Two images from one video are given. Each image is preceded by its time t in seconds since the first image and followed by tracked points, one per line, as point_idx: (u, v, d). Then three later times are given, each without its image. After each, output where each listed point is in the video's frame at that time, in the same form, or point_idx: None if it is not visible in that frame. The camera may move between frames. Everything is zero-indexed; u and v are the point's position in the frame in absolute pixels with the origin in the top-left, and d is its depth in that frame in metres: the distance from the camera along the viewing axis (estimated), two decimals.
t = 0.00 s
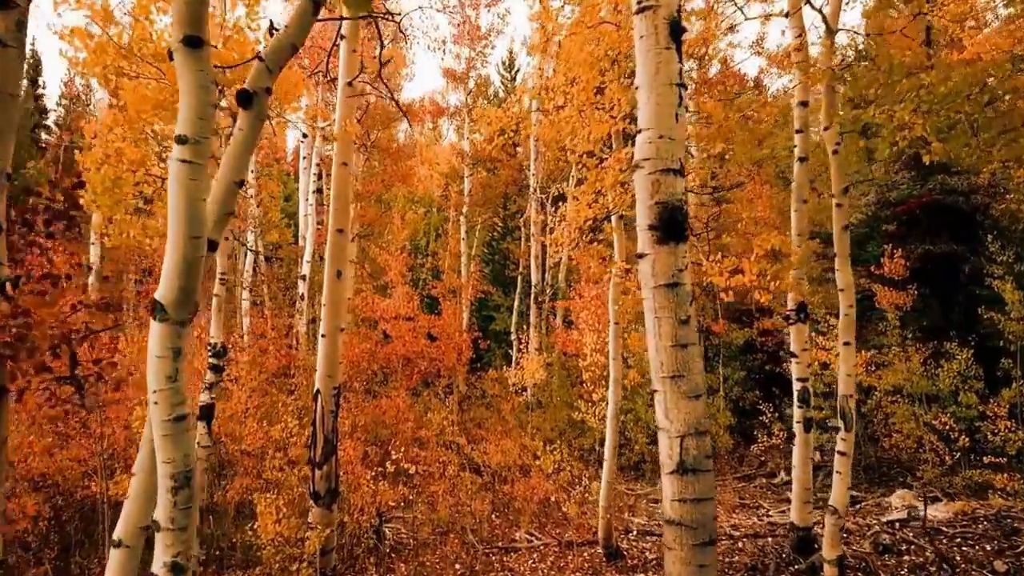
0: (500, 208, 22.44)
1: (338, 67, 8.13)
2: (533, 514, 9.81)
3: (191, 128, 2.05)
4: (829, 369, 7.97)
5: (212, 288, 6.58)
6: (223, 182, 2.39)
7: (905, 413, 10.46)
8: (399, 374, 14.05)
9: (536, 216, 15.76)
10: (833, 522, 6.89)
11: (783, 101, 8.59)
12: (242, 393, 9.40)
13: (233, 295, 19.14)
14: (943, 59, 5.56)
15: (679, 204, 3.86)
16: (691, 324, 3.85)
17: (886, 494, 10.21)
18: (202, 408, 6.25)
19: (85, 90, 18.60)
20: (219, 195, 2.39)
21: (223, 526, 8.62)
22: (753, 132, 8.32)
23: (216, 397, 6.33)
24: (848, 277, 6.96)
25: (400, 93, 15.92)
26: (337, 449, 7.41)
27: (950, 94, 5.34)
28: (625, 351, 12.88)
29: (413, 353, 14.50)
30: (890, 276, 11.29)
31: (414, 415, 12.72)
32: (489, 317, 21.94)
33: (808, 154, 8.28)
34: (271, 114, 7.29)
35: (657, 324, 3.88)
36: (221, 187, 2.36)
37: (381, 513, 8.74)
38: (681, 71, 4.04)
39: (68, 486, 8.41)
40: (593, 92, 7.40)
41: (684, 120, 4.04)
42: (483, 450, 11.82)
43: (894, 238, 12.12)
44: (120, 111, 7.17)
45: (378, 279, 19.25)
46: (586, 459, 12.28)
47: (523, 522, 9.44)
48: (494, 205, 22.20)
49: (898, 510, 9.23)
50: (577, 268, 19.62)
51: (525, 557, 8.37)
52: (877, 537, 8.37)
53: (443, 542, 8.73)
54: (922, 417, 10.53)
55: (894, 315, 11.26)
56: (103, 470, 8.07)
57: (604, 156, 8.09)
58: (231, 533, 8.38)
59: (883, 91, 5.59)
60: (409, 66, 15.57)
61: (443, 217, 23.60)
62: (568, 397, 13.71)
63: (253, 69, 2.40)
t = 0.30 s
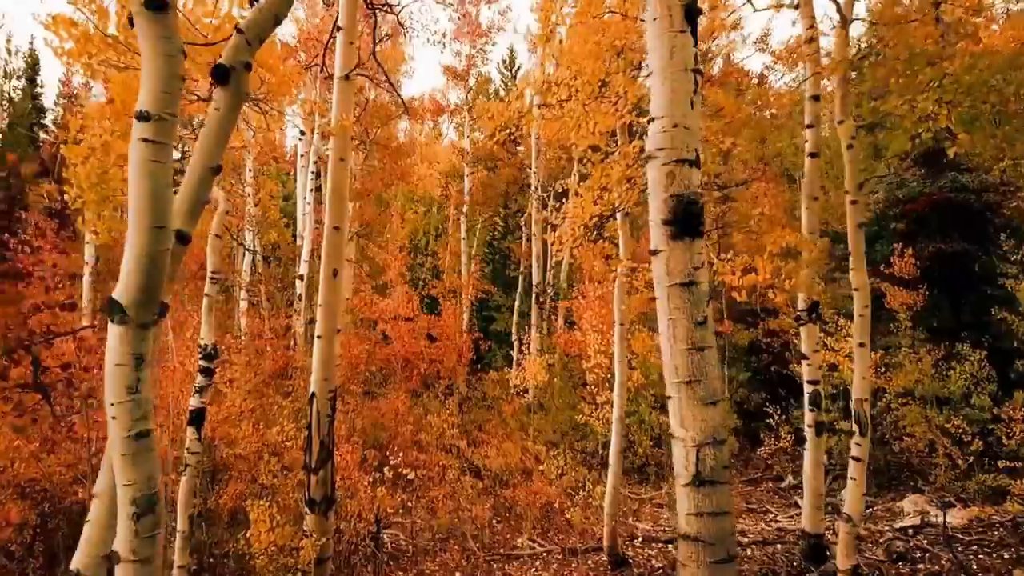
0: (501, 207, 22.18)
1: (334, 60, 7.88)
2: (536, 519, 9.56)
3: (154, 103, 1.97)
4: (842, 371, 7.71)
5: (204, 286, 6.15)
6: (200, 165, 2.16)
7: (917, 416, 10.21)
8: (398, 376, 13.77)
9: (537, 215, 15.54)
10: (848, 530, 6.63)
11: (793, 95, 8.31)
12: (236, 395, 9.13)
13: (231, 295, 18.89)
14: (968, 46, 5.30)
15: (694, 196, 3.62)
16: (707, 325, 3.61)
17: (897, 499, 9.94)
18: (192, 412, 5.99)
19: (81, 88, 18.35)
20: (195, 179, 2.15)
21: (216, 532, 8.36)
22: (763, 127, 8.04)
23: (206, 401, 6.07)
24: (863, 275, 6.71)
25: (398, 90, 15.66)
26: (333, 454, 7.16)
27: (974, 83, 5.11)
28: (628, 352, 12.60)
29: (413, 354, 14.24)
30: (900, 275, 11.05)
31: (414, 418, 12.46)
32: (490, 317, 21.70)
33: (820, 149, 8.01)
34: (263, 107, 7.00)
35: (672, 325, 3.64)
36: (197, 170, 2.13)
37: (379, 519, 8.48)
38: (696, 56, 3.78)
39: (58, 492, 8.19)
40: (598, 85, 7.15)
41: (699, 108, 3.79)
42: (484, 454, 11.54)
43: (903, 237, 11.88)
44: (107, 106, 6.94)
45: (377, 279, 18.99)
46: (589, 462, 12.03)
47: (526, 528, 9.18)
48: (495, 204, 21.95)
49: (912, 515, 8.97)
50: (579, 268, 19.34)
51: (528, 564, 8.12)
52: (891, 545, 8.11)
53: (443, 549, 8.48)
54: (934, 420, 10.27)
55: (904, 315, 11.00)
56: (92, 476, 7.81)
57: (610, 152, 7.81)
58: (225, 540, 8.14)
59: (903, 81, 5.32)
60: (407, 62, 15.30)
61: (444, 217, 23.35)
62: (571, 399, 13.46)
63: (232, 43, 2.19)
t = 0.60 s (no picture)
0: (501, 206, 21.95)
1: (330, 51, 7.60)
2: (538, 525, 9.32)
3: (105, 69, 1.85)
4: (855, 374, 7.45)
5: (194, 285, 5.83)
6: (166, 147, 2.05)
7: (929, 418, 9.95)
8: (397, 377, 13.50)
9: (538, 215, 15.29)
10: (864, 539, 6.37)
11: (803, 88, 8.07)
12: (230, 398, 8.89)
13: (228, 296, 18.62)
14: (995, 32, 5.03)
15: (712, 187, 3.36)
16: (727, 327, 3.36)
17: (910, 504, 9.67)
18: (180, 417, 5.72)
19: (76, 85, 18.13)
20: (162, 162, 2.06)
21: (209, 539, 8.11)
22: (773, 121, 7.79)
23: (195, 404, 5.81)
24: (879, 274, 6.46)
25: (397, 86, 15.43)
26: (329, 460, 6.91)
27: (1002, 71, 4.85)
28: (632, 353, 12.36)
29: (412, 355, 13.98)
30: (911, 274, 10.81)
31: (413, 421, 12.22)
32: (490, 317, 21.45)
33: (832, 144, 7.75)
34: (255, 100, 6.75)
35: (688, 326, 3.39)
36: (162, 152, 2.03)
37: (377, 526, 8.23)
38: (714, 37, 3.53)
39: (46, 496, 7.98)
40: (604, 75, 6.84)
41: (716, 94, 3.54)
42: (485, 457, 11.29)
43: (913, 235, 11.64)
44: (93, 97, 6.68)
45: (377, 279, 18.76)
46: (593, 466, 11.79)
47: (528, 534, 8.94)
48: (495, 204, 21.72)
49: (926, 521, 8.68)
50: (581, 267, 19.08)
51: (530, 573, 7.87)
52: (904, 552, 7.84)
53: (443, 556, 8.23)
54: (946, 423, 10.02)
55: (916, 315, 10.73)
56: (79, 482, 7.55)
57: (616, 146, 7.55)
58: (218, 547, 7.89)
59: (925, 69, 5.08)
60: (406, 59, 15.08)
61: (444, 216, 23.12)
62: (573, 401, 13.21)
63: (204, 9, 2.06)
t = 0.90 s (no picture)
0: (502, 205, 21.70)
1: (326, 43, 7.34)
2: (540, 531, 9.07)
3: (38, 29, 1.68)
4: (870, 376, 7.19)
5: (183, 285, 5.56)
6: (123, 125, 2.01)
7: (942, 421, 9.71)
8: (396, 379, 13.25)
9: (540, 213, 15.02)
10: (881, 549, 6.12)
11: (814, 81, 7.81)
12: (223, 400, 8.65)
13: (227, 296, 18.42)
14: None
15: (732, 177, 3.12)
16: (747, 329, 3.11)
17: (923, 510, 9.41)
18: (167, 422, 5.47)
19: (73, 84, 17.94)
20: (116, 139, 2.01)
21: (203, 546, 7.90)
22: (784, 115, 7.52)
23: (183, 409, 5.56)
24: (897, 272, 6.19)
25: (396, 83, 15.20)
26: (324, 465, 6.66)
27: None
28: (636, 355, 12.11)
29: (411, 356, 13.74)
30: (922, 274, 10.56)
31: (413, 423, 11.97)
32: (491, 317, 21.21)
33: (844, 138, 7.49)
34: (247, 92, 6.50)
35: (706, 328, 3.14)
36: (122, 131, 1.99)
37: (375, 534, 7.97)
38: (735, 16, 3.27)
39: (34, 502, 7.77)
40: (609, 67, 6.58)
41: (736, 78, 3.29)
42: (486, 461, 11.05)
43: (924, 234, 11.39)
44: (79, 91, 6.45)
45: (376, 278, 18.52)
46: (595, 469, 11.54)
47: (530, 541, 8.69)
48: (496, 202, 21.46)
49: (941, 529, 8.42)
50: (583, 267, 18.84)
51: None
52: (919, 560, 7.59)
53: (442, 564, 7.98)
54: (960, 426, 9.76)
55: (928, 315, 10.46)
56: (68, 488, 7.33)
57: (621, 140, 7.30)
58: (211, 555, 7.66)
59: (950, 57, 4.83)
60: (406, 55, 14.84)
61: (444, 215, 22.89)
62: (576, 403, 12.95)
63: None
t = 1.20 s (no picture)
0: (503, 204, 21.45)
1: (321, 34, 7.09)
2: (542, 538, 8.81)
3: None
4: (885, 379, 6.93)
5: (170, 284, 5.31)
6: (63, 91, 1.80)
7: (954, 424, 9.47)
8: (395, 381, 12.99)
9: (541, 211, 14.78)
10: (899, 560, 5.84)
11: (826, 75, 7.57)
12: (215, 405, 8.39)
13: (224, 296, 18.18)
14: None
15: (755, 167, 2.88)
16: (772, 331, 2.85)
17: (936, 516, 9.14)
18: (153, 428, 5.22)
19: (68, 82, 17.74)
20: (55, 106, 1.78)
21: (193, 554, 7.66)
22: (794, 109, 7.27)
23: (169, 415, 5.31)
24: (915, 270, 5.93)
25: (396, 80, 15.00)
26: (318, 472, 6.41)
27: None
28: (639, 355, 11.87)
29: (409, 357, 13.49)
30: (933, 273, 10.31)
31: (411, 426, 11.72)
32: (491, 318, 20.97)
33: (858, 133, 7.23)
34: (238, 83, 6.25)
35: (727, 331, 2.89)
36: (61, 96, 1.77)
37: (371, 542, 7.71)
38: None
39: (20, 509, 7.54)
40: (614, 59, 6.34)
41: (758, 61, 3.05)
42: (487, 464, 10.79)
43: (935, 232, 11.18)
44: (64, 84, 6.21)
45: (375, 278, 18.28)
46: (598, 473, 11.29)
47: (532, 548, 8.44)
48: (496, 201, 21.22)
49: (956, 536, 8.15)
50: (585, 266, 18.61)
51: None
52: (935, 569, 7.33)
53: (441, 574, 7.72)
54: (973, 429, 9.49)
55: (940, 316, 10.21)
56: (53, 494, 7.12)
57: (627, 134, 7.04)
58: (200, 564, 7.37)
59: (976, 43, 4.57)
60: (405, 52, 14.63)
61: (444, 214, 22.66)
62: (578, 405, 12.70)
63: None
